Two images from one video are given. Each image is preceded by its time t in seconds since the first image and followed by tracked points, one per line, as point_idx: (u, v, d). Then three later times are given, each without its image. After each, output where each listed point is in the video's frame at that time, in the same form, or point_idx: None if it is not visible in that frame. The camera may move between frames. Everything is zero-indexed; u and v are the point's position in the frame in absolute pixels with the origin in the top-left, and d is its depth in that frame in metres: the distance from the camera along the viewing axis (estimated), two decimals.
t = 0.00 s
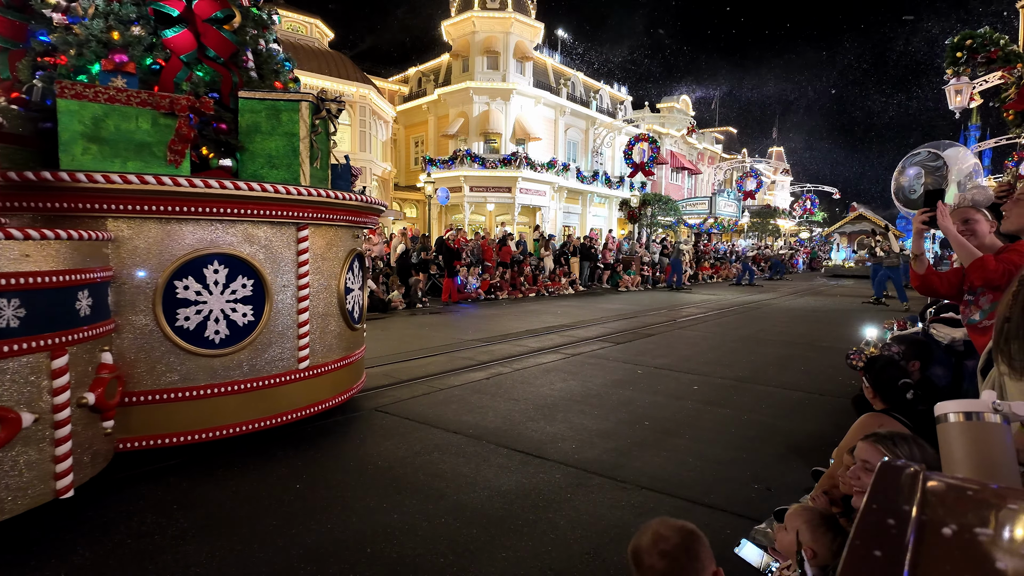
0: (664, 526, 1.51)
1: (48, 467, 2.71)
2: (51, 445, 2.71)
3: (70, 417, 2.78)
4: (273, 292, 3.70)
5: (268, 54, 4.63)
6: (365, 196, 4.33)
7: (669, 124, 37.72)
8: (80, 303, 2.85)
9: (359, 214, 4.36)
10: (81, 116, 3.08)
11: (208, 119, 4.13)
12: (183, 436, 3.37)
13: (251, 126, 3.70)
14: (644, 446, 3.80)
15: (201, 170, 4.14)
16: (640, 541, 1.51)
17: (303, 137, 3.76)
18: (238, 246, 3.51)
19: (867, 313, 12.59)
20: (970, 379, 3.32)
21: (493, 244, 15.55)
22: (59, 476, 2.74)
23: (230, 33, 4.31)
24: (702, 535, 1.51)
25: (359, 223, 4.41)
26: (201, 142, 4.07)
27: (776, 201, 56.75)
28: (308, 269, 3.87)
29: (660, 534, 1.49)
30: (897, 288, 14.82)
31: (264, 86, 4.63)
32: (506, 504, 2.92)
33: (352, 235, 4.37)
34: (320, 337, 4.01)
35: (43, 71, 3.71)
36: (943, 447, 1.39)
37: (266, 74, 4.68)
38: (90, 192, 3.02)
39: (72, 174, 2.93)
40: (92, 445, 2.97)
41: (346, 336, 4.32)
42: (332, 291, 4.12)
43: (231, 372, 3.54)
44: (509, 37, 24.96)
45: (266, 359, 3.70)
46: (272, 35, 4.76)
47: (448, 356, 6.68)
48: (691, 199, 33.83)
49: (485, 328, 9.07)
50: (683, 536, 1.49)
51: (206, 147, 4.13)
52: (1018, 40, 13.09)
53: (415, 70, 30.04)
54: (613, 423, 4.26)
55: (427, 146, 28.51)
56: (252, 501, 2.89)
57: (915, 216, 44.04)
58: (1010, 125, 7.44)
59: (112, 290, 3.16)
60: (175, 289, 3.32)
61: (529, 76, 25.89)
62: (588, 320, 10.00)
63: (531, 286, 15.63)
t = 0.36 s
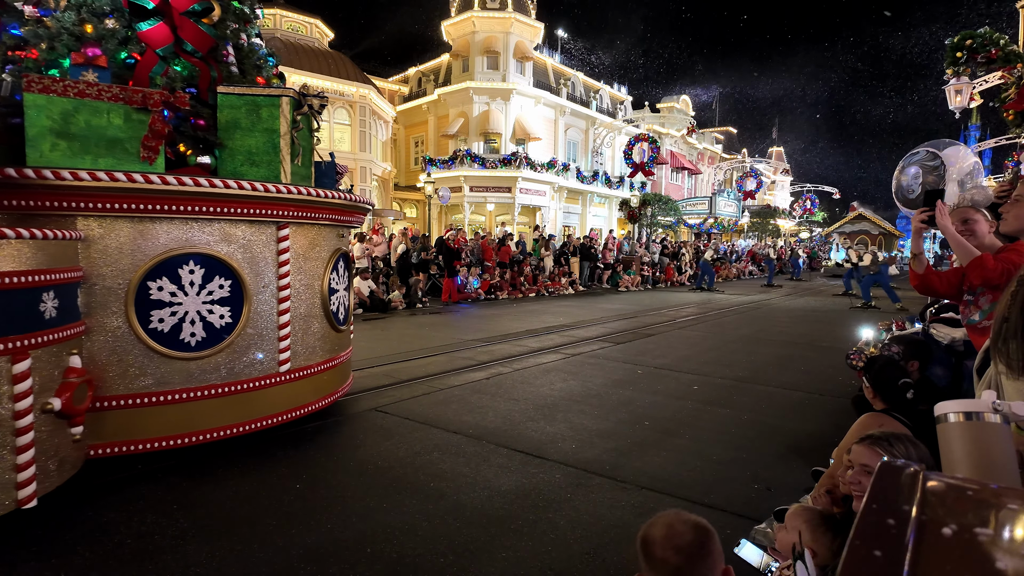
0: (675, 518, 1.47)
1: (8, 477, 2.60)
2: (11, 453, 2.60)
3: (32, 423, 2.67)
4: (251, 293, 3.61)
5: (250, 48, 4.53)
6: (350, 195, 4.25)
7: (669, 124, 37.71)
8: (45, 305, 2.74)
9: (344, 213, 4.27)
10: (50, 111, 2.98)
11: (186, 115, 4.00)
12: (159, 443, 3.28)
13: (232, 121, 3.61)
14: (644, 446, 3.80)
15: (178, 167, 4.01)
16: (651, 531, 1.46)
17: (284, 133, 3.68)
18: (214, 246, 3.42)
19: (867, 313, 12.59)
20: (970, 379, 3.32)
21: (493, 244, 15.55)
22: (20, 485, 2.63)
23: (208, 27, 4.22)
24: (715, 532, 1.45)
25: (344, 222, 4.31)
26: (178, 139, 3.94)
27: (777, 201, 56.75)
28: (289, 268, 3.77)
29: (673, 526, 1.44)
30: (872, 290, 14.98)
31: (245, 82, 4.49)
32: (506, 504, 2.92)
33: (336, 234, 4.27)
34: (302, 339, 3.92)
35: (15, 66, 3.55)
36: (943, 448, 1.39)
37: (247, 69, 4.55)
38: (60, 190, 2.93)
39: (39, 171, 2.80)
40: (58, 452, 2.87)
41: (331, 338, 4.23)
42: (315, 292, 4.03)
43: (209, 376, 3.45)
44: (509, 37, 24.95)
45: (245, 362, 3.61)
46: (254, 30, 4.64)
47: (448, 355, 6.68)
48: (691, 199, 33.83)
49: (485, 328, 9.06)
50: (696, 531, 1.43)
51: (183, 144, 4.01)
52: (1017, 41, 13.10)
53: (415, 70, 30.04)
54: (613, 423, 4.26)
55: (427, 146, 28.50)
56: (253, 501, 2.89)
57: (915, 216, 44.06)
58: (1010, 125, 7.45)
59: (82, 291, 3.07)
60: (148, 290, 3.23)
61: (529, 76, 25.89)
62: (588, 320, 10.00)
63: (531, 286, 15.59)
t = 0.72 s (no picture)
0: (680, 518, 1.46)
1: None
2: None
3: None
4: (229, 294, 3.53)
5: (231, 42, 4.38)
6: (334, 194, 4.19)
7: (669, 124, 37.68)
8: (8, 307, 2.67)
9: (328, 212, 4.20)
10: (17, 107, 3.00)
11: (163, 111, 3.85)
12: (134, 448, 3.19)
13: (210, 118, 3.62)
14: (644, 446, 3.80)
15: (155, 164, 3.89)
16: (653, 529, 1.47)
17: (265, 130, 3.68)
18: (190, 246, 3.35)
19: (868, 313, 12.58)
20: (969, 379, 3.32)
21: (493, 244, 15.54)
22: None
23: (187, 20, 4.06)
24: (718, 532, 1.44)
25: (327, 221, 4.23)
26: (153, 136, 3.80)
27: (776, 201, 56.75)
28: (269, 268, 3.70)
29: (676, 525, 1.44)
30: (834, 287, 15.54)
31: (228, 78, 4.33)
32: (506, 504, 2.92)
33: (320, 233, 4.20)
34: (284, 342, 3.85)
35: None
36: (943, 449, 1.39)
37: (227, 64, 4.45)
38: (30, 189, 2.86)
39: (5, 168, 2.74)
40: (20, 461, 2.78)
41: (314, 341, 4.16)
42: (298, 293, 3.96)
43: (185, 379, 3.37)
44: (509, 37, 24.95)
45: (224, 365, 3.54)
46: (237, 23, 4.51)
47: (448, 356, 6.68)
48: (691, 199, 33.81)
49: (484, 328, 9.06)
50: (699, 530, 1.43)
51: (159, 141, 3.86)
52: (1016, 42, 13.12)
53: (415, 70, 30.02)
54: (613, 423, 4.26)
55: (427, 146, 28.50)
56: (252, 501, 2.89)
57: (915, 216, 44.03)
58: (1009, 125, 7.45)
59: (51, 293, 2.99)
60: (121, 291, 3.16)
61: (529, 76, 25.88)
62: (588, 320, 10.00)
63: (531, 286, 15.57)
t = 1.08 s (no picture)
0: (686, 516, 1.46)
1: None
2: None
3: None
4: (206, 295, 3.45)
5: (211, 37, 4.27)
6: (317, 192, 4.11)
7: (668, 124, 37.67)
8: None
9: (311, 211, 4.12)
10: None
11: (139, 106, 3.82)
12: (108, 455, 3.10)
13: (188, 113, 3.55)
14: (644, 446, 3.80)
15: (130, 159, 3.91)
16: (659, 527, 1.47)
17: (244, 126, 3.60)
18: (164, 246, 3.26)
19: (868, 313, 12.58)
20: (969, 379, 3.31)
21: (493, 244, 15.54)
22: None
23: (163, 14, 3.98)
24: (723, 530, 1.45)
25: (311, 220, 4.15)
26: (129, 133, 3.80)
27: (777, 201, 56.70)
28: (248, 268, 3.62)
29: (682, 523, 1.44)
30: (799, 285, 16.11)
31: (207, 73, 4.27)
32: (506, 504, 2.92)
33: (304, 233, 4.13)
34: (263, 344, 3.76)
35: None
36: (945, 450, 1.39)
37: (208, 59, 4.31)
38: None
39: None
40: None
41: (297, 343, 4.08)
42: (279, 294, 3.89)
43: (161, 383, 3.28)
44: (509, 37, 24.95)
45: (201, 368, 3.45)
46: (218, 16, 4.37)
47: (448, 356, 6.69)
48: (691, 199, 33.78)
49: (484, 329, 9.06)
50: (704, 528, 1.43)
51: (135, 137, 3.87)
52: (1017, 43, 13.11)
53: (415, 70, 30.03)
54: (613, 423, 4.26)
55: (427, 146, 28.51)
56: (252, 502, 2.89)
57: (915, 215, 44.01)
58: (1009, 125, 7.45)
59: (19, 294, 2.93)
60: (92, 292, 3.07)
61: (529, 76, 25.88)
62: (588, 321, 10.00)
63: (531, 286, 15.58)
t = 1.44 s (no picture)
0: (690, 516, 1.46)
1: None
2: None
3: None
4: (181, 296, 3.35)
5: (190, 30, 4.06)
6: (300, 190, 4.03)
7: (668, 124, 37.65)
8: None
9: (293, 210, 4.03)
10: None
11: (113, 102, 3.55)
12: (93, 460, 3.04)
13: (164, 110, 3.42)
14: (644, 446, 3.80)
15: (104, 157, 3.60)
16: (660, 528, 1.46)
17: (222, 122, 3.49)
18: (137, 245, 3.16)
19: (867, 313, 12.59)
20: (969, 379, 3.32)
21: (493, 244, 15.53)
22: None
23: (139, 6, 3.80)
24: (726, 531, 1.45)
25: (293, 219, 4.05)
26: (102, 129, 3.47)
27: (777, 201, 56.68)
28: (226, 269, 3.53)
29: (685, 526, 1.43)
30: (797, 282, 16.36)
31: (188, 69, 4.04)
32: (506, 504, 2.92)
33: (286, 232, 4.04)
34: (242, 347, 3.67)
35: None
36: (945, 449, 1.39)
37: (187, 53, 4.10)
38: None
39: None
40: None
41: (279, 345, 3.99)
42: (260, 296, 3.80)
43: (134, 388, 3.18)
44: (509, 37, 24.95)
45: (176, 372, 3.36)
46: (198, 10, 4.14)
47: (448, 356, 6.69)
48: (691, 199, 33.75)
49: (485, 328, 9.06)
50: (707, 530, 1.43)
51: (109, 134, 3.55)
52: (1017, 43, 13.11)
53: (415, 70, 30.03)
54: (613, 423, 4.26)
55: (427, 146, 28.50)
56: (252, 502, 2.88)
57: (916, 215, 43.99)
58: (1010, 125, 7.44)
59: None
60: (60, 293, 2.96)
61: (529, 76, 25.87)
62: (588, 321, 9.99)
63: (531, 286, 15.59)
